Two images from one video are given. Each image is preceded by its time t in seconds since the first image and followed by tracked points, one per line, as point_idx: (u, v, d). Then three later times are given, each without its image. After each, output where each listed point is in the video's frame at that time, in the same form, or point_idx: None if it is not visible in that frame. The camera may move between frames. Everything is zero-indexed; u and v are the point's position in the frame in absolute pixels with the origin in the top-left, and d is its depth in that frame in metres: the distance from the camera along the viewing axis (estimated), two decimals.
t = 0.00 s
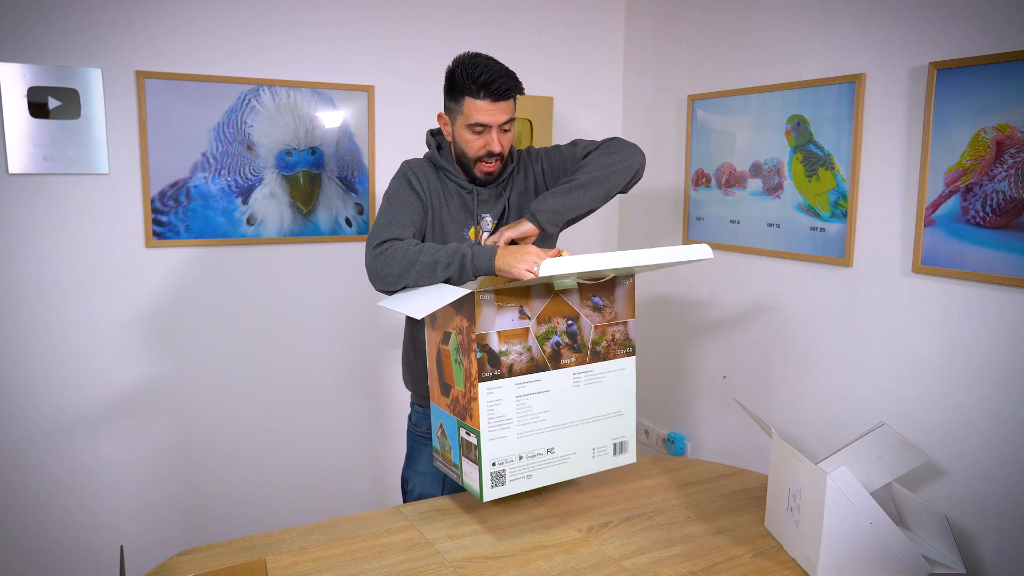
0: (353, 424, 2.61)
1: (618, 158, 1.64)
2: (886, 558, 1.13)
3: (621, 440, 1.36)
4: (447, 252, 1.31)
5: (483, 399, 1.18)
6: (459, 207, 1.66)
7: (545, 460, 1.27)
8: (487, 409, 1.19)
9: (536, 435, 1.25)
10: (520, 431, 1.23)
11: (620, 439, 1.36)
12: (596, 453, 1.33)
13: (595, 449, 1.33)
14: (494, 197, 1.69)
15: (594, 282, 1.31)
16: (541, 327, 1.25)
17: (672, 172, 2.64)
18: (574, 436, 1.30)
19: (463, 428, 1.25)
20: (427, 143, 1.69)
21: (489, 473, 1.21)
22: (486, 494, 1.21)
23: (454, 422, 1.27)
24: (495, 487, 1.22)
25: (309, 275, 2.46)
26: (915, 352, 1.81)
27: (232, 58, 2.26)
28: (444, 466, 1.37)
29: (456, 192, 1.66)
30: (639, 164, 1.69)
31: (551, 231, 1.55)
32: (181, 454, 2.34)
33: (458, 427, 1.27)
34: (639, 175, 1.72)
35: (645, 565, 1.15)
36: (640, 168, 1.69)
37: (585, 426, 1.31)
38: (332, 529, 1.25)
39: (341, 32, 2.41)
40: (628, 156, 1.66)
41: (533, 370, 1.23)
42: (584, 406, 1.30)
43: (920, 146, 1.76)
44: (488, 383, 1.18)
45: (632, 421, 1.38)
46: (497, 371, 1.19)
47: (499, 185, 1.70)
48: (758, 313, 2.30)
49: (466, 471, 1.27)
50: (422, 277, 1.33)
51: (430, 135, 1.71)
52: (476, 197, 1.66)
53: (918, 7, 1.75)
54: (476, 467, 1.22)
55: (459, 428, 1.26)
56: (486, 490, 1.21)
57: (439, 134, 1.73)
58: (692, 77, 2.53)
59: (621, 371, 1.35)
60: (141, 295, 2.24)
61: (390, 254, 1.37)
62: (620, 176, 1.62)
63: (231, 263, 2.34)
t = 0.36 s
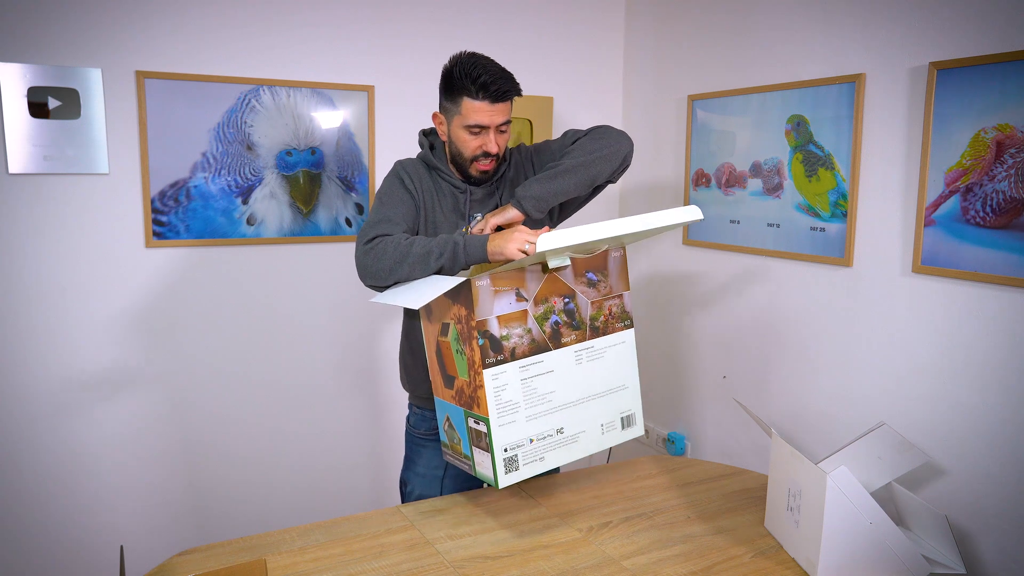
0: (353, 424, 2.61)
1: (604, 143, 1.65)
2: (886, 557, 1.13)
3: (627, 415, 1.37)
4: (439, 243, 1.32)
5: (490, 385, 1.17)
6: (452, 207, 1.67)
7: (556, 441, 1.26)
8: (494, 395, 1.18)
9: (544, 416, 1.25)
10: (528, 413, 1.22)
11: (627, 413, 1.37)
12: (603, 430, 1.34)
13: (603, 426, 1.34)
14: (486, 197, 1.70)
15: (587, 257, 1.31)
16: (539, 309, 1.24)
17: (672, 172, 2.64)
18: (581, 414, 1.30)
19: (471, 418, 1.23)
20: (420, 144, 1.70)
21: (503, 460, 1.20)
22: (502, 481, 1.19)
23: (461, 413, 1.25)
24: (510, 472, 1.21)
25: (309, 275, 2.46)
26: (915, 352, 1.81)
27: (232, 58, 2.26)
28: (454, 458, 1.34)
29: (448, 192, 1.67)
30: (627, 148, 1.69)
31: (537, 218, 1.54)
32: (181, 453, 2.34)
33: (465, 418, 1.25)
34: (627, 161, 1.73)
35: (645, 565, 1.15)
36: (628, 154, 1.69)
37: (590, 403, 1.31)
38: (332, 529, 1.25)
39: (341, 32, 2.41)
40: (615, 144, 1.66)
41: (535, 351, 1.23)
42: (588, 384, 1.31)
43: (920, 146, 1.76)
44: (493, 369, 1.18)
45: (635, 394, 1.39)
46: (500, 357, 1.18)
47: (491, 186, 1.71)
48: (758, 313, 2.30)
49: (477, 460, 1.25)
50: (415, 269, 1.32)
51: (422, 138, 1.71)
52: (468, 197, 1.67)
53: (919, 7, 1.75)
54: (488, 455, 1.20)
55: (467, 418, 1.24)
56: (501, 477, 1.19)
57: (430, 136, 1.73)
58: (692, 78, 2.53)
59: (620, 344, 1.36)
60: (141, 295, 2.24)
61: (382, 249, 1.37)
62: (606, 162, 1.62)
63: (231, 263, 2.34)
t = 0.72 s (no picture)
0: (353, 424, 2.61)
1: (599, 160, 1.64)
2: (886, 557, 1.13)
3: (619, 428, 1.37)
4: (426, 249, 1.31)
5: (475, 405, 1.17)
6: (443, 208, 1.65)
7: (545, 458, 1.26)
8: (481, 414, 1.18)
9: (532, 433, 1.24)
10: (516, 431, 1.22)
11: (618, 426, 1.37)
12: (594, 445, 1.33)
13: (594, 441, 1.33)
14: (478, 199, 1.68)
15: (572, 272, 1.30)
16: (524, 325, 1.24)
17: (672, 172, 2.64)
18: (570, 430, 1.30)
19: (458, 435, 1.23)
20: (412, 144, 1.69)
21: (490, 478, 1.20)
22: (489, 498, 1.20)
23: (449, 430, 1.26)
24: (497, 490, 1.21)
25: (309, 275, 2.46)
26: (915, 352, 1.81)
27: (232, 58, 2.26)
28: (445, 474, 1.34)
29: (439, 193, 1.65)
30: (620, 167, 1.69)
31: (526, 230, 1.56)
32: (181, 453, 2.34)
33: (453, 435, 1.25)
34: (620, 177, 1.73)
35: (645, 565, 1.15)
36: (622, 172, 1.69)
37: (579, 419, 1.31)
38: (332, 529, 1.25)
39: (341, 32, 2.41)
40: (609, 160, 1.66)
41: (521, 369, 1.23)
42: (577, 400, 1.31)
43: (919, 146, 1.76)
44: (479, 389, 1.17)
45: (627, 408, 1.38)
46: (485, 376, 1.18)
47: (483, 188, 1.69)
48: (758, 312, 2.30)
49: (467, 478, 1.25)
50: (403, 275, 1.32)
51: (417, 137, 1.70)
52: (459, 198, 1.66)
53: (919, 6, 1.75)
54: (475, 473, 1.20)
55: (455, 436, 1.24)
56: (489, 495, 1.20)
57: (423, 134, 1.72)
58: (692, 77, 2.53)
59: (610, 358, 1.35)
60: (141, 295, 2.24)
61: (369, 255, 1.37)
62: (599, 179, 1.62)
63: (231, 262, 2.34)
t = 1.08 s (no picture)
0: (353, 424, 2.61)
1: (601, 169, 1.66)
2: (886, 557, 1.13)
3: (615, 440, 1.36)
4: (430, 255, 1.30)
5: (468, 406, 1.17)
6: (436, 207, 1.64)
7: (538, 465, 1.25)
8: (473, 416, 1.18)
9: (526, 439, 1.24)
10: (509, 436, 1.22)
11: (614, 438, 1.36)
12: (589, 455, 1.33)
13: (588, 451, 1.33)
14: (471, 199, 1.67)
15: (569, 277, 1.31)
16: (519, 329, 1.25)
17: (672, 172, 2.64)
18: (565, 438, 1.29)
19: (452, 439, 1.22)
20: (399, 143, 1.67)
21: (482, 483, 1.19)
22: (480, 505, 1.19)
23: (442, 435, 1.25)
24: (489, 496, 1.20)
25: (309, 275, 2.46)
26: (915, 352, 1.81)
27: (232, 58, 2.26)
28: (439, 484, 1.33)
29: (431, 191, 1.63)
30: (619, 175, 1.71)
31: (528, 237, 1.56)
32: (181, 453, 2.34)
33: (446, 439, 1.24)
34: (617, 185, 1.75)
35: (646, 565, 1.15)
36: (621, 181, 1.71)
37: (574, 428, 1.31)
38: (332, 529, 1.25)
39: (341, 32, 2.41)
40: (611, 169, 1.68)
41: (515, 373, 1.23)
42: (572, 408, 1.30)
43: (920, 146, 1.76)
44: (471, 391, 1.17)
45: (623, 419, 1.38)
46: (478, 378, 1.18)
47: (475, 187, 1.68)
48: (758, 312, 2.30)
49: (459, 484, 1.24)
50: (405, 282, 1.31)
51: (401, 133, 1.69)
52: (452, 198, 1.64)
53: (919, 6, 1.75)
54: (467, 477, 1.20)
55: (448, 440, 1.23)
56: (480, 500, 1.19)
57: (410, 132, 1.71)
58: (692, 77, 2.53)
59: (606, 367, 1.36)
60: (141, 295, 2.24)
61: (370, 260, 1.35)
62: (600, 187, 1.64)
63: (232, 262, 2.34)
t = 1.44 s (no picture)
0: (353, 424, 2.61)
1: (603, 186, 1.69)
2: (886, 557, 1.13)
3: (612, 450, 1.34)
4: (431, 259, 1.30)
5: (458, 405, 1.18)
6: (430, 209, 1.62)
7: (529, 470, 1.25)
8: (463, 416, 1.18)
9: (517, 443, 1.23)
10: (499, 438, 1.21)
11: (611, 448, 1.34)
12: (584, 464, 1.31)
13: (583, 460, 1.31)
14: (464, 201, 1.67)
15: (567, 278, 1.30)
16: (515, 330, 1.24)
17: (672, 172, 2.64)
18: (558, 445, 1.28)
19: (443, 440, 1.22)
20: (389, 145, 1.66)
21: (469, 484, 1.19)
22: (466, 507, 1.19)
23: (435, 436, 1.25)
24: (476, 499, 1.20)
25: (309, 275, 2.46)
26: (915, 352, 1.81)
27: (232, 58, 2.26)
28: (431, 487, 1.33)
29: (425, 194, 1.62)
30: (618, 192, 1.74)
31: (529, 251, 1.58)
32: (181, 454, 2.34)
33: (438, 440, 1.24)
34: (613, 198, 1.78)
35: (646, 565, 1.15)
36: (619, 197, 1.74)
37: (569, 435, 1.29)
38: (333, 529, 1.25)
39: (341, 32, 2.41)
40: (612, 187, 1.71)
41: (508, 374, 1.23)
42: (567, 414, 1.29)
43: (920, 146, 1.77)
44: (462, 389, 1.18)
45: (622, 429, 1.35)
46: (470, 376, 1.19)
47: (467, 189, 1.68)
48: (758, 312, 2.30)
49: (448, 485, 1.24)
50: (408, 284, 1.30)
51: (390, 139, 1.67)
52: (446, 200, 1.63)
53: (919, 6, 1.75)
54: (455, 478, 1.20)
55: (439, 440, 1.24)
56: (466, 502, 1.19)
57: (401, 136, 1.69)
58: (692, 78, 2.53)
59: (606, 375, 1.33)
60: (141, 295, 2.24)
61: (370, 265, 1.35)
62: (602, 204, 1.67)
63: (232, 262, 2.34)
